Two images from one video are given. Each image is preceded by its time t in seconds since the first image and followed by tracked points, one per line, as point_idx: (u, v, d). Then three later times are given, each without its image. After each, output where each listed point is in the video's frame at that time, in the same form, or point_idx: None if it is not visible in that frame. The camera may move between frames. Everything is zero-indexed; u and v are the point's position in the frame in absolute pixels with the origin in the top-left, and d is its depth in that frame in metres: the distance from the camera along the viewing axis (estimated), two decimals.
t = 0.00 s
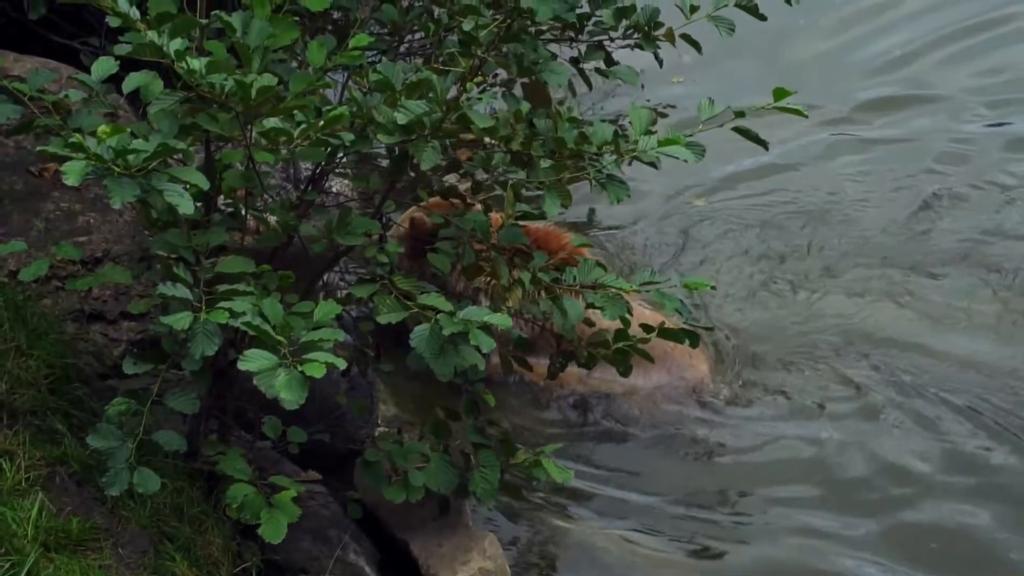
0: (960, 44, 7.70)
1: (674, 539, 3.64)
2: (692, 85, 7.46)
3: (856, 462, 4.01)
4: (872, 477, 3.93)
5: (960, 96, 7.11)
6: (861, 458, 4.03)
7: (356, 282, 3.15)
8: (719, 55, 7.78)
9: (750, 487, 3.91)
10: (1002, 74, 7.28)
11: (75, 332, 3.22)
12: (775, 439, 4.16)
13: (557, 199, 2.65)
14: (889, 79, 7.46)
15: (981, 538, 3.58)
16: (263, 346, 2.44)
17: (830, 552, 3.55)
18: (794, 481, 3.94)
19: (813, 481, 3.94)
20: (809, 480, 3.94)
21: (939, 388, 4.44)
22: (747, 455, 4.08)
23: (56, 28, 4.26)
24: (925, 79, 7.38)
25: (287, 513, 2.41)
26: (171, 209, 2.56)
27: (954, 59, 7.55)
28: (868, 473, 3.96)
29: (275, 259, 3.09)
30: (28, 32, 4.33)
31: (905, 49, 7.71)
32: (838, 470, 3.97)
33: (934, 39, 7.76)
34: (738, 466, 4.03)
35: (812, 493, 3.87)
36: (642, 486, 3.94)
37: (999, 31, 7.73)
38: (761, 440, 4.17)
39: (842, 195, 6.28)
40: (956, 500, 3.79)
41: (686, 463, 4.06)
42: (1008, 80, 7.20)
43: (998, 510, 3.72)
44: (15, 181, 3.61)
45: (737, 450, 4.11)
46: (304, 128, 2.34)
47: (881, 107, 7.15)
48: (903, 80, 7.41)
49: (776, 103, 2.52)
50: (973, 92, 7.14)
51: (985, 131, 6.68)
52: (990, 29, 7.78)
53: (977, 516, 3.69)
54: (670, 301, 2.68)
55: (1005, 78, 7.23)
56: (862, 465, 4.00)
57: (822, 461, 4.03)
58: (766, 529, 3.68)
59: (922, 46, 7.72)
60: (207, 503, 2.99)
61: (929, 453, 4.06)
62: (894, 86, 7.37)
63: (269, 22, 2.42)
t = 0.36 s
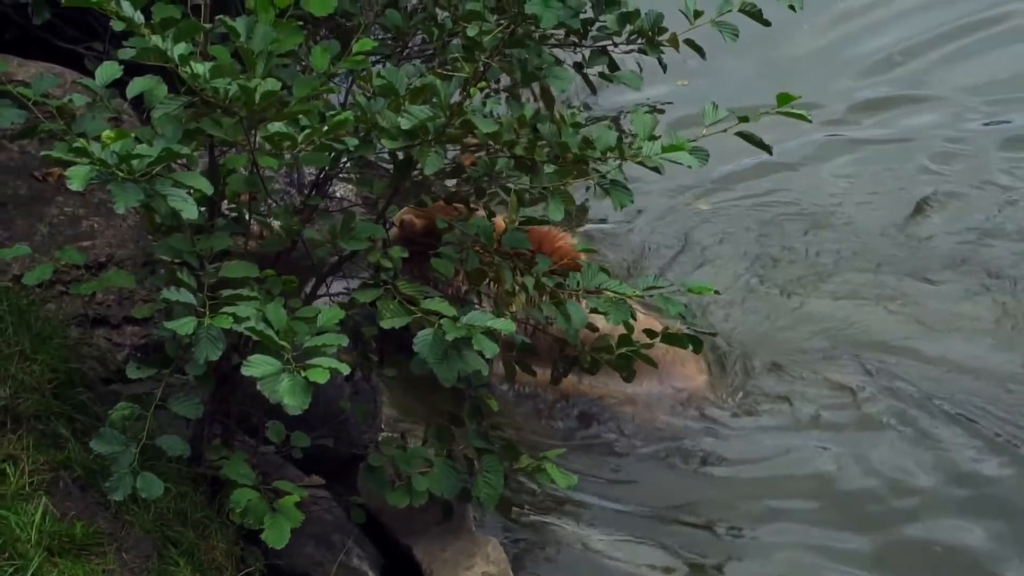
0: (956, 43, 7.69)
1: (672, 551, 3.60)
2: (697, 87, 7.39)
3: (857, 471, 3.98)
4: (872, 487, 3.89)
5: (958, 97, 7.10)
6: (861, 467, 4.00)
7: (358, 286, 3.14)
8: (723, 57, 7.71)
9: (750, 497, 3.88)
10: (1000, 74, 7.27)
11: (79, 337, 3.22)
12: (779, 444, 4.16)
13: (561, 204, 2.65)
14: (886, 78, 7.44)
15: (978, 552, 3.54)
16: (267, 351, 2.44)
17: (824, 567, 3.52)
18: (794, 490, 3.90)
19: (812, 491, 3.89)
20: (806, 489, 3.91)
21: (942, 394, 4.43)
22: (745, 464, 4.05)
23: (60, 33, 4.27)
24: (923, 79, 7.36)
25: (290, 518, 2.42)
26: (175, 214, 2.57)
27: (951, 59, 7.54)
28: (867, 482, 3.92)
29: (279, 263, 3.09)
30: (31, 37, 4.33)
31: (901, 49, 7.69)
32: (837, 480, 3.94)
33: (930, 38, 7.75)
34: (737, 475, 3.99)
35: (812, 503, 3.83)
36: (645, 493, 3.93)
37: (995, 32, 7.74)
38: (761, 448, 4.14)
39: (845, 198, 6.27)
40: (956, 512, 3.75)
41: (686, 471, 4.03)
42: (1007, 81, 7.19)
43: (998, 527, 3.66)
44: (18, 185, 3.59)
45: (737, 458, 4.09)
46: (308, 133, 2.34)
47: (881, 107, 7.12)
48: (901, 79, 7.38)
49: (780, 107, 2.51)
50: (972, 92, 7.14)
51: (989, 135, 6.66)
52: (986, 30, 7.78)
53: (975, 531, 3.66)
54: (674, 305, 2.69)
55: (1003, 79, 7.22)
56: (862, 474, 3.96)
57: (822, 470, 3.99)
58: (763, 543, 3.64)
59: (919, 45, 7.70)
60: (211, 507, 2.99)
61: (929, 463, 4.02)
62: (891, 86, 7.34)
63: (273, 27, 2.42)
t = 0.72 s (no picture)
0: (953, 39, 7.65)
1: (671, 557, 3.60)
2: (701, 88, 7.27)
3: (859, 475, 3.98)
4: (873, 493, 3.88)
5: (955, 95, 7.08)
6: (862, 471, 4.00)
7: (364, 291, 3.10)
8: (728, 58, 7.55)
9: (749, 502, 3.87)
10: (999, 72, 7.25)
11: (83, 340, 3.23)
12: (782, 446, 4.15)
13: (565, 208, 2.65)
14: (882, 75, 7.41)
15: (978, 564, 3.55)
16: (271, 354, 2.44)
17: None
18: (794, 494, 3.90)
19: (812, 496, 3.89)
20: (807, 497, 3.88)
21: (946, 399, 4.43)
22: (745, 468, 4.04)
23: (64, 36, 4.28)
24: (919, 76, 7.33)
25: (294, 522, 2.42)
26: (178, 217, 2.57)
27: (949, 55, 7.50)
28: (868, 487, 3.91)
29: (283, 266, 3.09)
30: (34, 40, 4.34)
31: (898, 44, 7.65)
32: (838, 485, 3.93)
33: (926, 33, 7.71)
34: (736, 479, 3.99)
35: (812, 508, 3.83)
36: (647, 497, 3.92)
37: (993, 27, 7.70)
38: (763, 451, 4.12)
39: (848, 198, 6.25)
40: (958, 529, 3.71)
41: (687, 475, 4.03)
42: (1005, 79, 7.17)
43: (1000, 546, 3.63)
44: (23, 189, 3.63)
45: (738, 462, 4.09)
46: (312, 136, 2.35)
47: (883, 105, 7.10)
48: (896, 77, 7.36)
49: (784, 110, 2.51)
50: (969, 91, 7.11)
51: (992, 136, 6.65)
52: (984, 26, 7.74)
53: (976, 550, 3.62)
54: (678, 308, 2.69)
55: (1000, 77, 7.20)
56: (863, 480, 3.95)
57: (822, 475, 3.99)
58: (762, 548, 3.64)
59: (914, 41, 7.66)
60: (215, 511, 2.99)
61: (930, 470, 4.02)
62: (886, 83, 7.32)
63: (277, 30, 2.42)
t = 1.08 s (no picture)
0: (949, 36, 7.64)
1: (669, 562, 3.59)
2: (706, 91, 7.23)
3: (863, 480, 3.96)
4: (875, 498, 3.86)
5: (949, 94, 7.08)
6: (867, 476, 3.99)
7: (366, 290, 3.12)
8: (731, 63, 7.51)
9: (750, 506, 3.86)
10: (994, 71, 7.24)
11: (88, 344, 3.24)
12: (788, 450, 4.14)
13: (570, 212, 2.65)
14: (877, 73, 7.41)
15: None
16: (277, 358, 2.44)
17: None
18: (795, 498, 3.89)
19: (813, 500, 3.87)
20: (810, 506, 3.85)
21: (951, 404, 4.42)
22: (746, 472, 4.03)
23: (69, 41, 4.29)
24: (913, 74, 7.33)
25: (299, 526, 2.41)
26: (184, 221, 2.57)
27: (946, 54, 7.48)
28: (870, 491, 3.91)
29: (288, 269, 3.08)
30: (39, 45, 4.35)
31: (894, 41, 7.64)
32: (839, 489, 3.92)
33: (922, 30, 7.70)
34: (736, 482, 3.98)
35: (813, 511, 3.82)
36: (653, 501, 3.91)
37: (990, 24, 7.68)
38: (766, 455, 4.12)
39: (852, 199, 6.24)
40: (959, 544, 3.66)
41: (689, 478, 4.03)
42: (1000, 79, 7.15)
43: (1000, 562, 3.57)
44: (28, 193, 3.66)
45: (742, 470, 4.06)
46: (317, 140, 2.35)
47: (884, 104, 7.09)
48: (889, 74, 7.37)
49: (789, 113, 2.51)
50: (964, 89, 7.10)
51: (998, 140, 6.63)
52: (981, 23, 7.72)
53: (976, 566, 3.56)
54: (684, 312, 2.68)
55: (995, 76, 7.19)
56: (867, 484, 3.94)
57: (824, 479, 3.98)
58: (762, 555, 3.62)
59: (910, 37, 7.66)
60: (220, 515, 2.99)
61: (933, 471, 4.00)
62: (879, 81, 7.33)
63: (283, 34, 2.42)
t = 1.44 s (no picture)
0: (947, 30, 7.63)
1: (679, 570, 3.58)
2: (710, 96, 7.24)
3: (871, 488, 3.96)
4: (883, 506, 3.87)
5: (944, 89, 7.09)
6: (873, 483, 3.99)
7: (370, 297, 3.12)
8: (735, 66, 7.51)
9: (757, 516, 3.84)
10: (990, 65, 7.23)
11: (94, 348, 3.25)
12: (792, 457, 4.14)
13: (575, 216, 2.65)
14: (874, 69, 7.43)
15: None
16: (282, 362, 2.44)
17: None
18: (802, 509, 3.88)
19: (822, 511, 3.86)
20: (812, 517, 3.83)
21: (958, 408, 4.41)
22: (751, 480, 4.02)
23: (75, 45, 4.31)
24: (909, 71, 7.34)
25: (304, 529, 2.40)
26: (189, 225, 2.57)
27: (944, 49, 7.47)
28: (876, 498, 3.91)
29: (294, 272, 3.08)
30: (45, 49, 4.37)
31: (893, 36, 7.65)
32: (843, 501, 3.90)
33: (920, 25, 7.69)
34: (742, 491, 3.97)
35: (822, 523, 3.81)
36: (657, 504, 3.91)
37: (987, 18, 7.66)
38: (770, 462, 4.11)
39: (855, 200, 6.23)
40: (958, 558, 3.63)
41: (692, 482, 4.02)
42: (997, 73, 7.14)
43: None
44: (34, 197, 3.65)
45: (747, 478, 4.04)
46: (323, 144, 2.36)
47: (883, 101, 7.10)
48: (885, 70, 7.39)
49: (794, 116, 2.50)
50: (960, 84, 7.10)
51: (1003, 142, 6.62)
52: (979, 18, 7.70)
53: None
54: (689, 316, 2.68)
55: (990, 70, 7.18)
56: (873, 492, 3.94)
57: (830, 488, 3.97)
58: (765, 567, 3.60)
59: (908, 32, 7.66)
60: (226, 518, 2.99)
61: (940, 476, 4.01)
62: (874, 77, 7.36)
63: (288, 38, 2.43)
